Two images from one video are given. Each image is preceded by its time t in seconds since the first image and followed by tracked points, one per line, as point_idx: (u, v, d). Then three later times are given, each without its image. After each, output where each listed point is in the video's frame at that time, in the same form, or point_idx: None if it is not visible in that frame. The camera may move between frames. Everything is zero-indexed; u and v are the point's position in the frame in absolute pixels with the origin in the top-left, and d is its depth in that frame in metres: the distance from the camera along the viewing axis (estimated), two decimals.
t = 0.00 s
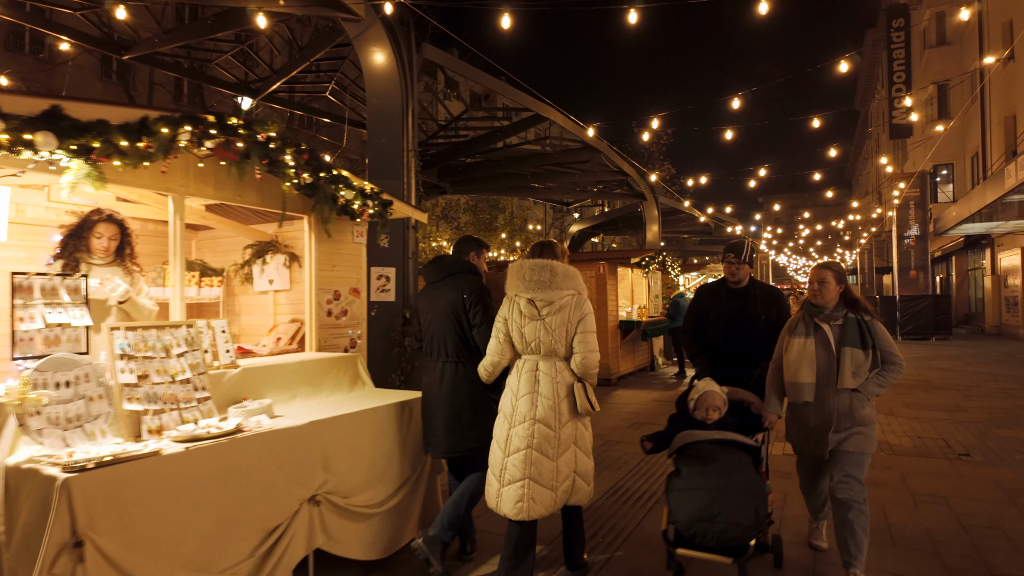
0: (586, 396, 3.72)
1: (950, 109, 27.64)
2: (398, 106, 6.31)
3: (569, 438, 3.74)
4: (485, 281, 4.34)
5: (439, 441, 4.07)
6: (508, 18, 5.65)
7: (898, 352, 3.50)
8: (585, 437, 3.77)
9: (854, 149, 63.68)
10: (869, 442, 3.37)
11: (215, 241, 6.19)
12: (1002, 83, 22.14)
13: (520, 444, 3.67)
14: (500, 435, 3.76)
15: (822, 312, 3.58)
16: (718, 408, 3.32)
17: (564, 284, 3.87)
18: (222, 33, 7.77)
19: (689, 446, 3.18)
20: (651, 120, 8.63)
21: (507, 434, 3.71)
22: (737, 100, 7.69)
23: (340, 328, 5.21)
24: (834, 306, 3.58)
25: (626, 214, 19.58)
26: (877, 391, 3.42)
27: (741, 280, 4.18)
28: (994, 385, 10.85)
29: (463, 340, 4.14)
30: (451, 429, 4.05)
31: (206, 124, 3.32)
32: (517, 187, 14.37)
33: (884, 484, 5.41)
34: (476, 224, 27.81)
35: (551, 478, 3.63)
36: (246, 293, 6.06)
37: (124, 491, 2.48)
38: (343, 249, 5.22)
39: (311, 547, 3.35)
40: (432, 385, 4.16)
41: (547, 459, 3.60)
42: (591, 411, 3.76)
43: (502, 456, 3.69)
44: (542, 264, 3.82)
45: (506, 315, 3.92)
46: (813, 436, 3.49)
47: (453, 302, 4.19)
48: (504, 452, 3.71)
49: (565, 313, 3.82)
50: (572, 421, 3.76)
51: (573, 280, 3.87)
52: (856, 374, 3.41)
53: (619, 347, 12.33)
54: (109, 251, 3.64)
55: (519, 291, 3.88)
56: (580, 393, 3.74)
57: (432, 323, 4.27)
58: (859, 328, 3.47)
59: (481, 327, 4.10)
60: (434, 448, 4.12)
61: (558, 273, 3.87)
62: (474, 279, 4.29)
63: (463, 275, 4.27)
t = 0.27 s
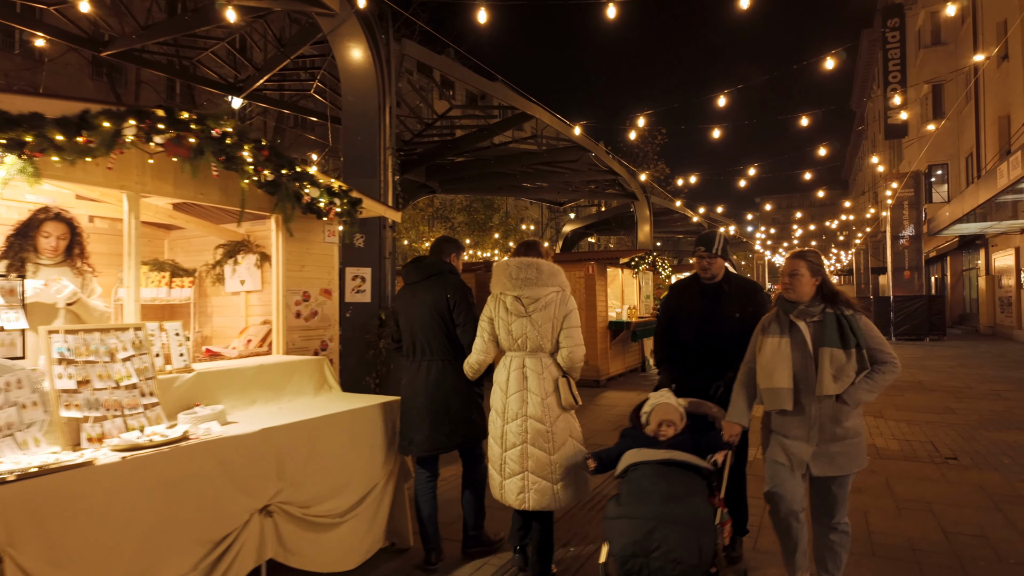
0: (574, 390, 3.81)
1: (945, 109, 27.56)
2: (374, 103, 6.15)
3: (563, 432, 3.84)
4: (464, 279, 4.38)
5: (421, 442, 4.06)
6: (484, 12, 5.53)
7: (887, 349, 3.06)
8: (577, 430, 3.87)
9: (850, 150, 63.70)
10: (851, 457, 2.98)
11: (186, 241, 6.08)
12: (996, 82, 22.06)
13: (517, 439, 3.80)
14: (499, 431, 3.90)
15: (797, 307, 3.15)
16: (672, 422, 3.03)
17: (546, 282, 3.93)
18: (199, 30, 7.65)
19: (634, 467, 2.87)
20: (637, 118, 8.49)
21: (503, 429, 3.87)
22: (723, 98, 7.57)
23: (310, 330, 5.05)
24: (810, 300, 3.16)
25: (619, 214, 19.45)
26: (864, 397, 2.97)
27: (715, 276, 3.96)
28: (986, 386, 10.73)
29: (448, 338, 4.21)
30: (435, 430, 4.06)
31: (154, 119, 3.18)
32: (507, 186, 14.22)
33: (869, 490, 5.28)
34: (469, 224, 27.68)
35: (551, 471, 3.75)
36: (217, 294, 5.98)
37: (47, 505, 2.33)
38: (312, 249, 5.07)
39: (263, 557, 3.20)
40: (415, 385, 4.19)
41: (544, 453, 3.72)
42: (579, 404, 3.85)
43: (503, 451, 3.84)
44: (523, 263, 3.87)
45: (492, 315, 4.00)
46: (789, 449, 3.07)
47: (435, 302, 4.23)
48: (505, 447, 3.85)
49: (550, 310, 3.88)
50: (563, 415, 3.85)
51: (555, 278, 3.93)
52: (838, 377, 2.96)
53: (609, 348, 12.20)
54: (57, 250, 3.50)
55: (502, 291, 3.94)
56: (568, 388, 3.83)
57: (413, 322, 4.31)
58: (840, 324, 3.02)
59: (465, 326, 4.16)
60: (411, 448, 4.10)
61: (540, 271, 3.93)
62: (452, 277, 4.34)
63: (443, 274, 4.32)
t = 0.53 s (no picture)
0: (547, 393, 3.88)
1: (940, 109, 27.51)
2: (347, 99, 5.98)
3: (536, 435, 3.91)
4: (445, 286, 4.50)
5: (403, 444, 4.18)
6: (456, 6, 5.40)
7: (849, 367, 2.61)
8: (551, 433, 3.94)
9: (846, 150, 63.61)
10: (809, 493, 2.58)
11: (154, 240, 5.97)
12: (990, 82, 21.97)
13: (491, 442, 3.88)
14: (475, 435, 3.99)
15: (742, 320, 2.70)
16: (606, 441, 2.69)
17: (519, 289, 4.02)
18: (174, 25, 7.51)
19: (557, 493, 2.55)
20: (621, 115, 8.37)
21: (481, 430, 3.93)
22: (707, 96, 7.46)
23: (275, 332, 4.93)
24: (757, 311, 2.73)
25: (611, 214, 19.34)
26: (821, 425, 2.55)
27: (662, 280, 3.65)
28: (976, 387, 10.63)
29: (429, 343, 4.32)
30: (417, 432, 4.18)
31: (91, 111, 3.08)
32: (495, 185, 14.09)
33: (849, 494, 5.17)
34: (463, 224, 27.57)
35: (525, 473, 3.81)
36: (186, 294, 5.85)
37: None
38: (277, 248, 4.95)
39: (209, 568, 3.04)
40: (397, 389, 4.28)
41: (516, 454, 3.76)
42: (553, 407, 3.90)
43: (479, 453, 3.91)
44: (498, 271, 3.98)
45: (468, 321, 4.10)
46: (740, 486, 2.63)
47: (417, 308, 4.35)
48: (481, 449, 3.92)
49: (523, 316, 3.96)
50: (536, 419, 3.92)
51: (528, 285, 4.02)
52: (788, 404, 2.52)
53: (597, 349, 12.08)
54: None
55: (478, 298, 4.06)
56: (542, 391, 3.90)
57: (395, 328, 4.40)
58: (789, 340, 2.57)
59: (447, 331, 4.28)
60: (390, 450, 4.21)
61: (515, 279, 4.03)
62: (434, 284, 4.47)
63: (424, 281, 4.44)
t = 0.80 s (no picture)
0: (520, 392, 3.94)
1: (936, 109, 27.38)
2: (319, 98, 5.85)
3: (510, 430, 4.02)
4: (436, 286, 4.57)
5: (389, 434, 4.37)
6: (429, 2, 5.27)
7: (796, 371, 2.14)
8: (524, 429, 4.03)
9: (844, 150, 63.43)
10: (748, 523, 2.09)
11: (123, 241, 5.87)
12: (986, 81, 21.83)
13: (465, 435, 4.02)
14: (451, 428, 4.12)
15: (673, 314, 2.25)
16: (521, 470, 2.36)
17: (500, 289, 4.07)
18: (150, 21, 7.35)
19: (455, 533, 2.26)
20: (606, 114, 8.23)
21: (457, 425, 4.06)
22: (691, 93, 7.33)
23: (240, 335, 4.78)
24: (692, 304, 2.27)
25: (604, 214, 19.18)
26: (759, 439, 2.03)
27: (598, 273, 3.21)
28: (969, 390, 10.48)
29: (419, 341, 4.43)
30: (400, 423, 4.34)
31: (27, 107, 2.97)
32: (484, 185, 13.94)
33: (831, 500, 5.04)
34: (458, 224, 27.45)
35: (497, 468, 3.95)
36: (156, 295, 5.76)
37: None
38: (243, 249, 4.81)
39: None
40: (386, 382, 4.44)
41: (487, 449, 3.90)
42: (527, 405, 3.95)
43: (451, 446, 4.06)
44: (479, 271, 4.03)
45: (451, 318, 4.19)
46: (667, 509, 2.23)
47: (408, 307, 4.44)
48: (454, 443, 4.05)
49: (503, 316, 4.02)
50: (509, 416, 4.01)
51: (508, 286, 4.08)
52: (720, 415, 2.04)
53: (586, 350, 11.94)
54: None
55: (461, 295, 4.13)
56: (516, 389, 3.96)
57: (387, 326, 4.50)
58: (723, 339, 2.11)
59: (434, 328, 4.39)
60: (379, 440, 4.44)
61: (497, 281, 4.09)
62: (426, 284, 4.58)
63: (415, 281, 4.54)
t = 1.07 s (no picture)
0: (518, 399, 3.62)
1: (934, 108, 27.26)
2: (295, 93, 5.68)
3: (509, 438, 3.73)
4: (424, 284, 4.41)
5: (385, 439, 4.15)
6: None
7: (738, 406, 1.64)
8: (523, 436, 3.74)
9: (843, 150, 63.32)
10: None
11: (95, 238, 5.73)
12: (983, 79, 21.72)
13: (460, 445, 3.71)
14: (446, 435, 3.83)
15: (590, 329, 1.75)
16: (402, 510, 1.80)
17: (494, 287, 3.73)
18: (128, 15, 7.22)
19: None
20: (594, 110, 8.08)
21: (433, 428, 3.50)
22: (680, 88, 7.20)
23: (207, 336, 4.64)
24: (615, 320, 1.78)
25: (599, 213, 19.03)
26: (680, 496, 1.55)
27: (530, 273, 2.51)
28: (964, 391, 10.33)
29: (410, 341, 4.21)
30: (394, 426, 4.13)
31: None
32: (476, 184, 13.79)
33: (818, 506, 4.89)
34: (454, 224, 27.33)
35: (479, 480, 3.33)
36: (127, 295, 5.62)
37: None
38: (211, 246, 4.67)
39: None
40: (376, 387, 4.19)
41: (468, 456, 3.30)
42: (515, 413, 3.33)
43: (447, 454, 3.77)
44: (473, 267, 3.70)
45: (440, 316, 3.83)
46: None
47: (397, 306, 4.25)
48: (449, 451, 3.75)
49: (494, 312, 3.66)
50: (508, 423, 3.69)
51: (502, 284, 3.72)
52: (634, 459, 1.56)
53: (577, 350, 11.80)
54: None
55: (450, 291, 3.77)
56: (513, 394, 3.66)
57: (376, 325, 4.28)
58: (645, 366, 1.62)
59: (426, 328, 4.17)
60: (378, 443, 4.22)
61: (490, 278, 3.80)
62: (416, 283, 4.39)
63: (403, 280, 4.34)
